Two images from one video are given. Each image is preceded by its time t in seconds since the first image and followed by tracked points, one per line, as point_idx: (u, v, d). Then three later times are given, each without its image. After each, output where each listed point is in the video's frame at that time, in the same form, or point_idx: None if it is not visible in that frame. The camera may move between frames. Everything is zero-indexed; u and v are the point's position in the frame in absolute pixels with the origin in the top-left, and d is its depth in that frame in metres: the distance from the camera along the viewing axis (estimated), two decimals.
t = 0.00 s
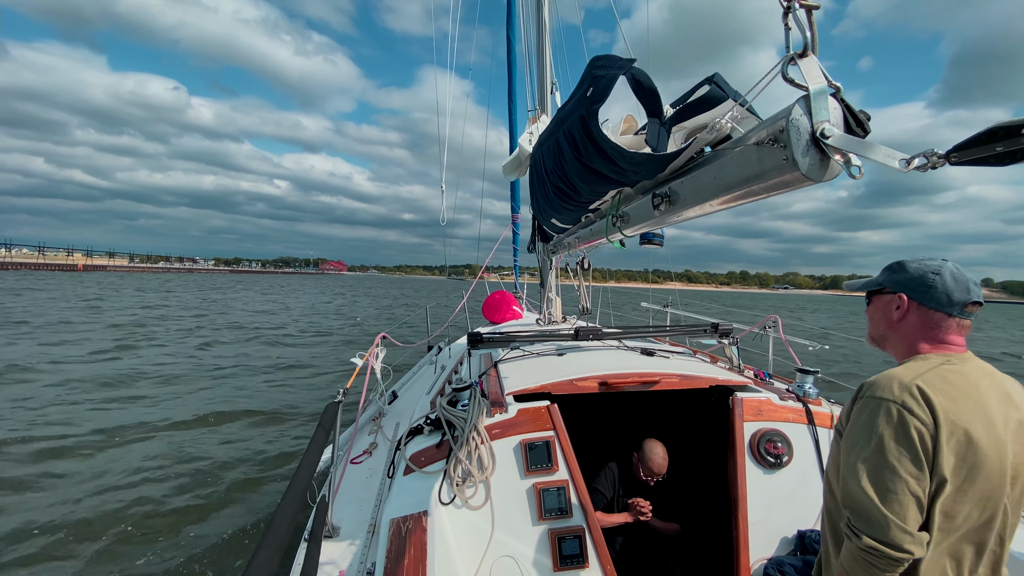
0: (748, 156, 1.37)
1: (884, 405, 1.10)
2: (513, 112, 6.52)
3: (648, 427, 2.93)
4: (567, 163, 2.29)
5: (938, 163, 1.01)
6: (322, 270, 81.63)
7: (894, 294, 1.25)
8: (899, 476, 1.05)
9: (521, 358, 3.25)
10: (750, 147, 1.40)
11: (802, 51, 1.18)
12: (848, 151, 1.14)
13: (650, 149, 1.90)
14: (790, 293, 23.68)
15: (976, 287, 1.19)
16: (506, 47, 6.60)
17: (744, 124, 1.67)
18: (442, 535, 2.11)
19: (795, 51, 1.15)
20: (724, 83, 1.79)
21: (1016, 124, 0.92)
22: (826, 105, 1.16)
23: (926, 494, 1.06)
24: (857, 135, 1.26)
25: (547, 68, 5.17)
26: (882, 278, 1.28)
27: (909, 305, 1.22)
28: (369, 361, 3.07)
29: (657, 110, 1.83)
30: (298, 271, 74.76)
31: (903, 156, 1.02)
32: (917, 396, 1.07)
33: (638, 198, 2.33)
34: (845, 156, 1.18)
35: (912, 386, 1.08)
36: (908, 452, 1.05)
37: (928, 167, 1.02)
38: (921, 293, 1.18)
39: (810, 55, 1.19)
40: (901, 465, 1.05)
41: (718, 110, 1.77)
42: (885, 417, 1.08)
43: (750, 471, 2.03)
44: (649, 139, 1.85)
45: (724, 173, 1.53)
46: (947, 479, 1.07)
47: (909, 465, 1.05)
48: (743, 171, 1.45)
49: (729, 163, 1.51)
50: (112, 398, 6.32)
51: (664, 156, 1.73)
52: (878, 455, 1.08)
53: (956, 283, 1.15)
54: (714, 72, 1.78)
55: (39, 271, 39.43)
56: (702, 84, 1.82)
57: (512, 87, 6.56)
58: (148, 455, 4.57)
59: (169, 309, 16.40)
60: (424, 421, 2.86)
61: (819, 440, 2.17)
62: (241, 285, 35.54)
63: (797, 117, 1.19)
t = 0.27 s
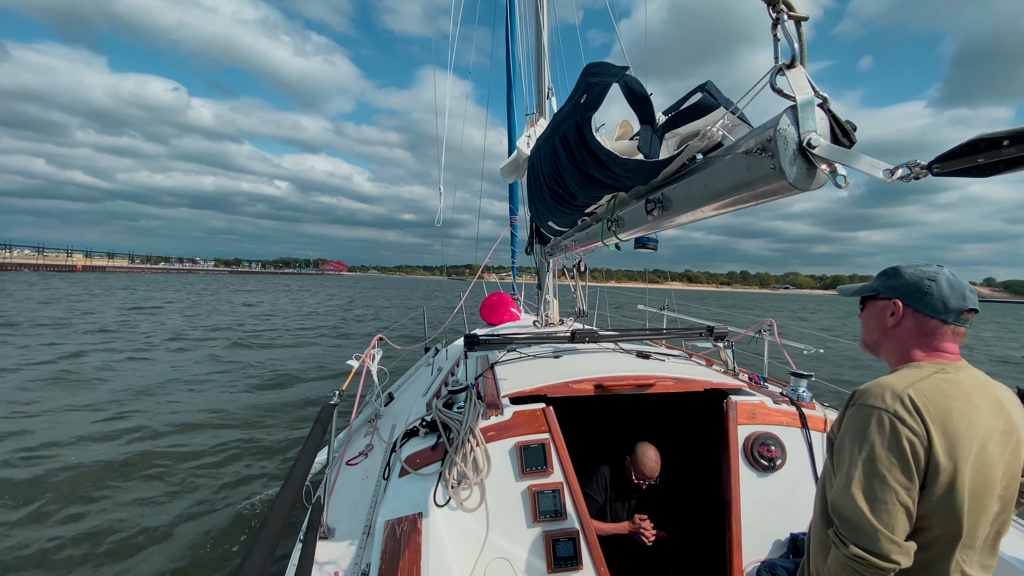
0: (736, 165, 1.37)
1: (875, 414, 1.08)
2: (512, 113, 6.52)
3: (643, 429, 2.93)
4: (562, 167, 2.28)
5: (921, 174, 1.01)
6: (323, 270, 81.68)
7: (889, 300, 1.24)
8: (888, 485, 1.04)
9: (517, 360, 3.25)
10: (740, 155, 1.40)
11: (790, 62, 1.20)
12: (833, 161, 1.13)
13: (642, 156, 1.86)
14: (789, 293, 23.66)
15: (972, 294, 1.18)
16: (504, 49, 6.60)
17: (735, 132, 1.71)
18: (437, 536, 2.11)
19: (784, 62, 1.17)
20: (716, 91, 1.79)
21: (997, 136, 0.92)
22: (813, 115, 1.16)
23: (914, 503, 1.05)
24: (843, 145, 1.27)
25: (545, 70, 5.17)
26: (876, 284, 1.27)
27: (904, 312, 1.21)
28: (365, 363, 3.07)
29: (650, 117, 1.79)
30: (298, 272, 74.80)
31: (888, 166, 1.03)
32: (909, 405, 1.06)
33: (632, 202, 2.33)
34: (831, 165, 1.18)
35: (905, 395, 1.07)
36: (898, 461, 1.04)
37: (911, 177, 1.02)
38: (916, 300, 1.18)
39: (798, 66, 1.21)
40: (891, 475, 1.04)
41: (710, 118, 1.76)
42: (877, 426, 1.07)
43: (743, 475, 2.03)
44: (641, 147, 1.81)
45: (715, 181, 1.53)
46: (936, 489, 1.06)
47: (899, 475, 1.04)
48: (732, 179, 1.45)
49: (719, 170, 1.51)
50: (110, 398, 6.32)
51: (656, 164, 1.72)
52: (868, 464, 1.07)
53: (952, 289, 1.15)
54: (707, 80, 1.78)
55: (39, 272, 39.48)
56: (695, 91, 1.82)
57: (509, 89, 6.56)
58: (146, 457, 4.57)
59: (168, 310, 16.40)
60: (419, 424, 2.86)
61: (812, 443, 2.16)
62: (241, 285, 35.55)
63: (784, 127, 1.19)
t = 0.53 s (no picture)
0: (738, 165, 1.36)
1: (868, 422, 1.07)
2: (509, 113, 6.51)
3: (640, 430, 2.92)
4: (562, 168, 2.28)
5: (922, 175, 1.01)
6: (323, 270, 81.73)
7: (884, 302, 1.23)
8: (881, 495, 1.04)
9: (514, 361, 3.24)
10: (741, 156, 1.39)
11: (792, 63, 1.19)
12: (836, 162, 1.13)
13: (644, 157, 1.85)
14: (787, 292, 23.67)
15: (969, 295, 1.17)
16: (502, 48, 6.59)
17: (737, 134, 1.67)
18: (433, 538, 2.10)
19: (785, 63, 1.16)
20: (719, 92, 1.71)
21: (997, 138, 0.91)
22: (815, 116, 1.16)
23: (908, 512, 1.04)
24: (846, 146, 1.27)
25: (542, 70, 5.16)
26: (871, 285, 1.26)
27: (900, 313, 1.20)
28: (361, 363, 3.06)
29: (652, 118, 1.81)
30: (298, 272, 74.82)
31: (890, 167, 1.02)
32: (901, 413, 1.05)
33: (631, 203, 2.32)
34: (834, 166, 1.18)
35: (897, 402, 1.06)
36: (891, 470, 1.03)
37: (913, 178, 1.01)
38: (911, 302, 1.17)
39: (800, 68, 1.20)
40: (884, 484, 1.03)
41: (711, 119, 1.73)
42: (869, 434, 1.06)
43: (739, 475, 2.02)
44: (644, 147, 1.80)
45: (716, 182, 1.53)
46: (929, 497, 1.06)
47: (891, 484, 1.03)
48: (733, 180, 1.45)
49: (720, 171, 1.50)
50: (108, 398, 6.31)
51: (658, 165, 1.71)
52: (860, 474, 1.06)
53: (947, 290, 1.14)
54: (708, 81, 1.72)
55: (38, 272, 39.48)
56: (696, 93, 1.76)
57: (507, 89, 6.55)
58: (144, 457, 4.56)
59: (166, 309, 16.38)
60: (416, 425, 2.85)
61: (808, 444, 2.16)
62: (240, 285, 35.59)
63: (787, 128, 1.19)
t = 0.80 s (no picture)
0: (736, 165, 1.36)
1: (864, 424, 1.07)
2: (507, 113, 6.50)
3: (638, 430, 2.92)
4: (561, 169, 2.27)
5: (920, 175, 1.00)
6: (322, 269, 81.80)
7: (885, 302, 1.22)
8: (877, 498, 1.03)
9: (513, 362, 3.25)
10: (740, 156, 1.39)
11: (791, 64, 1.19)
12: (834, 161, 1.13)
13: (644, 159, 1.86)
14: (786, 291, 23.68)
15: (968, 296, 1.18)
16: (499, 48, 6.58)
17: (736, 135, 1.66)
18: (431, 539, 2.11)
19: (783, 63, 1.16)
20: (719, 95, 1.75)
21: (993, 137, 0.91)
22: (813, 117, 1.16)
23: (903, 515, 1.04)
24: (844, 146, 1.27)
25: (540, 70, 5.15)
26: (871, 286, 1.25)
27: (902, 314, 1.19)
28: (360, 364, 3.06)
29: (652, 119, 1.80)
30: (298, 271, 74.85)
31: (887, 167, 1.02)
32: (898, 415, 1.05)
33: (629, 204, 2.32)
34: (832, 166, 1.18)
35: (894, 404, 1.06)
36: (887, 473, 1.03)
37: (910, 178, 1.01)
38: (914, 302, 1.16)
39: (798, 69, 1.20)
40: (879, 487, 1.03)
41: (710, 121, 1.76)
42: (866, 436, 1.06)
43: (736, 475, 2.02)
44: (643, 149, 1.80)
45: (714, 182, 1.53)
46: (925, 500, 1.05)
47: (886, 487, 1.03)
48: (732, 181, 1.44)
49: (718, 171, 1.50)
50: (106, 399, 6.30)
51: (657, 165, 1.71)
52: (856, 476, 1.06)
53: (949, 291, 1.15)
54: (708, 84, 1.76)
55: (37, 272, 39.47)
56: (696, 95, 1.80)
57: (505, 89, 6.54)
58: (142, 459, 4.55)
59: (164, 309, 16.37)
60: (414, 425, 2.85)
61: (805, 443, 2.16)
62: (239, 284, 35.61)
63: (786, 128, 1.18)
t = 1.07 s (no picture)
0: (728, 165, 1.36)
1: (864, 423, 1.07)
2: (507, 112, 6.48)
3: (639, 428, 2.92)
4: (557, 169, 2.27)
5: (908, 174, 1.00)
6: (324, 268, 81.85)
7: (897, 301, 1.19)
8: (874, 496, 1.04)
9: (513, 361, 3.25)
10: (731, 156, 1.39)
11: (779, 64, 1.18)
12: (823, 161, 1.13)
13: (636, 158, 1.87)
14: (787, 289, 23.64)
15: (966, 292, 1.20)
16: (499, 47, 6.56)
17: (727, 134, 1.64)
18: (434, 538, 2.11)
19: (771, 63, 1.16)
20: (711, 93, 1.73)
21: (980, 137, 0.91)
22: (802, 116, 1.16)
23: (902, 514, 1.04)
24: (833, 146, 1.27)
25: (539, 68, 5.14)
26: (880, 283, 1.22)
27: (916, 314, 1.17)
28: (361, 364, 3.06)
29: (644, 119, 1.81)
30: (299, 270, 74.88)
31: (875, 167, 1.01)
32: (898, 413, 1.04)
33: (626, 203, 2.31)
34: (820, 166, 1.18)
35: (893, 403, 1.05)
36: (886, 472, 1.03)
37: (898, 178, 1.00)
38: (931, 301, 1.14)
39: (787, 69, 1.19)
40: (877, 486, 1.03)
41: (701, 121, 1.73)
42: (864, 435, 1.06)
43: (738, 474, 2.03)
44: (636, 148, 1.82)
45: (707, 182, 1.52)
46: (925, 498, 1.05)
47: (884, 487, 1.03)
48: (724, 180, 1.44)
49: (711, 171, 1.49)
50: (109, 398, 6.33)
51: (649, 165, 1.69)
52: (854, 475, 1.06)
53: (960, 290, 1.15)
54: (700, 83, 1.73)
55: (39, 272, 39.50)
56: (689, 93, 1.77)
57: (504, 87, 6.52)
58: (144, 459, 4.57)
59: (166, 309, 16.41)
60: (416, 425, 2.86)
61: (807, 441, 2.16)
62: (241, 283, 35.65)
63: (774, 128, 1.18)
